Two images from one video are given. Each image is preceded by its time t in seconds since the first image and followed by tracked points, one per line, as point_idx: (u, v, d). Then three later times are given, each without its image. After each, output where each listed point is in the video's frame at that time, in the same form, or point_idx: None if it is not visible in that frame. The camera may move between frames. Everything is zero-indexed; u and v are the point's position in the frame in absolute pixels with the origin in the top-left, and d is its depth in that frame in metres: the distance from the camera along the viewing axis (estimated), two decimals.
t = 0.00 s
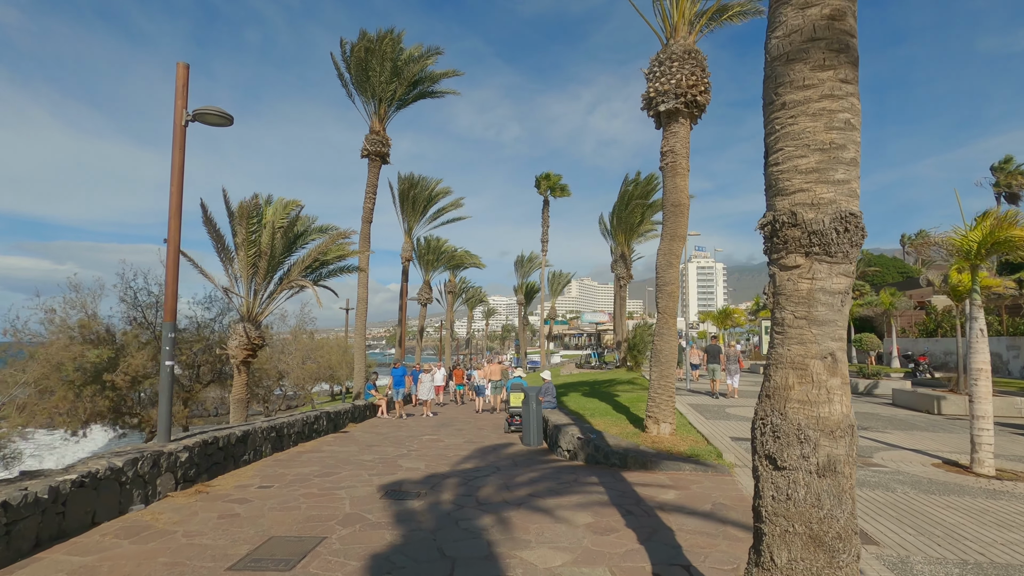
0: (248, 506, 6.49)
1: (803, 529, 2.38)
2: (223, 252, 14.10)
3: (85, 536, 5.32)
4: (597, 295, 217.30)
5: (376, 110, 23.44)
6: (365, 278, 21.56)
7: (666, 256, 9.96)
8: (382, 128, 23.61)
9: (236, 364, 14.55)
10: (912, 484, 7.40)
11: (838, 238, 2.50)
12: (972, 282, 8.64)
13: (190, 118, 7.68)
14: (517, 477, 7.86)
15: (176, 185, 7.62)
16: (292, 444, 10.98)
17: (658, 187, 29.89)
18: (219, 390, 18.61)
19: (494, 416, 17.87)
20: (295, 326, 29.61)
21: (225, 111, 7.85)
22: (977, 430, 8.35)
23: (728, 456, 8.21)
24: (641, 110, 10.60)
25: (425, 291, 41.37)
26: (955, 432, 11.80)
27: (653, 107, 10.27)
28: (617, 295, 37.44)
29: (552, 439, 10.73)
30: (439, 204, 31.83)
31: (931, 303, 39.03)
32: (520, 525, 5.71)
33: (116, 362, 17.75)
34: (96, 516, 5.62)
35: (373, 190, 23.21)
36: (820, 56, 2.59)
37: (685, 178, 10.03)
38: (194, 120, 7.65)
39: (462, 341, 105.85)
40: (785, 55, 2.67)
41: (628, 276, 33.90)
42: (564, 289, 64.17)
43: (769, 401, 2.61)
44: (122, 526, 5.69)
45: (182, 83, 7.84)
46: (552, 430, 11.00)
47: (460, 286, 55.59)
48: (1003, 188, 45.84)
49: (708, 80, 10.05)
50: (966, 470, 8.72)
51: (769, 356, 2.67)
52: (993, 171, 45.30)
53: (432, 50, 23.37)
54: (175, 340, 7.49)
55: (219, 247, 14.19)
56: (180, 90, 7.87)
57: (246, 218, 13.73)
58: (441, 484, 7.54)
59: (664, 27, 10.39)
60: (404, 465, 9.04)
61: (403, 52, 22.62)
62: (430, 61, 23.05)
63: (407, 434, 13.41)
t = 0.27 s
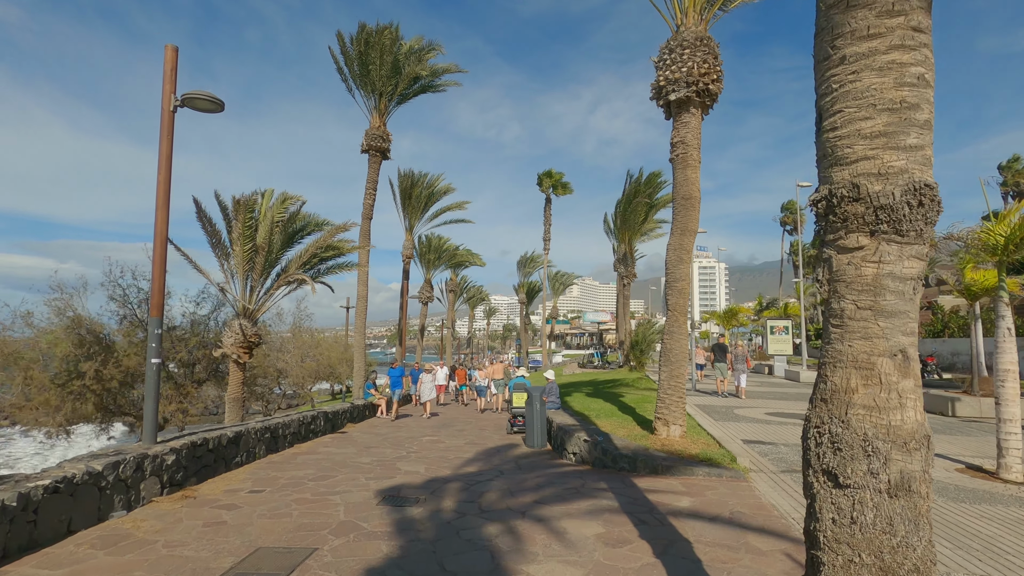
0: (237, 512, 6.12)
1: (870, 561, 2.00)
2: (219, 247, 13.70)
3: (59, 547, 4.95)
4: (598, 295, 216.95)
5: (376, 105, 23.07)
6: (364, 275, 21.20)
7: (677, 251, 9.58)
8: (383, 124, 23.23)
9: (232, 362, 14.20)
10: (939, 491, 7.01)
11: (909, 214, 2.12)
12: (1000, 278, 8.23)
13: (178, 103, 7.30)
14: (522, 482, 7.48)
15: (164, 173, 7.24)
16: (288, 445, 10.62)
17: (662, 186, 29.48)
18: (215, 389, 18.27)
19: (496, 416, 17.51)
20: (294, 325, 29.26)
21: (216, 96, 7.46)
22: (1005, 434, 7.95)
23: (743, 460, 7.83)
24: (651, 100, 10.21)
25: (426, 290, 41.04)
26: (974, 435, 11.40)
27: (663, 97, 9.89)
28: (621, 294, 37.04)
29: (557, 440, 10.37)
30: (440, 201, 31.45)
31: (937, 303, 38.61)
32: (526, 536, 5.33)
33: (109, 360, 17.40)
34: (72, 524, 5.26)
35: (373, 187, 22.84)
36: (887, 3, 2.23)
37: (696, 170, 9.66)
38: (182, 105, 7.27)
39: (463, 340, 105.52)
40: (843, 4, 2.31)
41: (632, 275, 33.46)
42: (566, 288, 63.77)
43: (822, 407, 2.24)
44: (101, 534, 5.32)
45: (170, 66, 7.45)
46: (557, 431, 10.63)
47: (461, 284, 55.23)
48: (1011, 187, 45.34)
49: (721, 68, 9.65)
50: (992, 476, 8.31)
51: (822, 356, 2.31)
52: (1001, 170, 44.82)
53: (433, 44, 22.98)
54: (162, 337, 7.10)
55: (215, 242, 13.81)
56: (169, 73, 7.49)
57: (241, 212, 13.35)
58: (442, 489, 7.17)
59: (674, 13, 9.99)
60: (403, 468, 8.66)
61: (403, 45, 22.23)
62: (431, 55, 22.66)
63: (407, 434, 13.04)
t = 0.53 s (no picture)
0: (224, 527, 5.74)
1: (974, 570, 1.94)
2: (212, 246, 13.29)
3: (26, 568, 4.57)
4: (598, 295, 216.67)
5: (374, 103, 22.69)
6: (362, 275, 20.83)
7: (686, 248, 9.21)
8: (381, 121, 22.84)
9: (226, 365, 13.81)
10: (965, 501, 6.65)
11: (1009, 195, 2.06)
12: None
13: (162, 93, 6.92)
14: (526, 492, 7.11)
15: (147, 167, 6.85)
16: (281, 451, 10.24)
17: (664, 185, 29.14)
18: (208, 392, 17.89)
19: (497, 419, 17.14)
20: (291, 325, 28.87)
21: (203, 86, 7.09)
22: None
23: (757, 468, 7.47)
24: (657, 93, 9.85)
25: (425, 290, 40.67)
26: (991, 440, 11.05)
27: (670, 89, 9.53)
28: (622, 294, 36.68)
29: (561, 446, 10.00)
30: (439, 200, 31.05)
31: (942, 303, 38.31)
32: (533, 554, 4.96)
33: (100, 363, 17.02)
34: (43, 542, 4.89)
35: (372, 185, 22.47)
36: None
37: (706, 164, 9.29)
38: (167, 95, 6.88)
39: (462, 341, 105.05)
40: None
41: (633, 275, 33.07)
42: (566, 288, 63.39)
43: (896, 427, 2.22)
44: (73, 553, 4.94)
45: (154, 54, 7.06)
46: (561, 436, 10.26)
47: (461, 285, 54.85)
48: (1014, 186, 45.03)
49: (731, 58, 9.28)
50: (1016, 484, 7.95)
51: (897, 368, 2.27)
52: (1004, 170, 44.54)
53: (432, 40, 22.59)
54: (146, 340, 6.71)
55: (207, 241, 13.41)
56: (153, 61, 7.09)
57: (234, 210, 12.94)
58: (442, 499, 6.79)
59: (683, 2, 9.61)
60: (402, 476, 8.28)
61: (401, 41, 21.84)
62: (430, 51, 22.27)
63: (406, 439, 12.66)
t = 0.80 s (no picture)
0: (208, 537, 5.36)
1: None
2: (204, 242, 12.89)
3: None
4: (596, 294, 216.45)
5: (371, 97, 22.30)
6: (359, 273, 20.44)
7: (695, 241, 8.85)
8: (378, 116, 22.45)
9: (218, 364, 13.40)
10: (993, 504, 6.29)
11: None
12: None
13: (144, 75, 6.53)
14: (530, 497, 6.74)
15: (129, 154, 6.48)
16: (274, 454, 9.86)
17: (667, 180, 28.88)
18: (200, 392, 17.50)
19: (497, 419, 16.76)
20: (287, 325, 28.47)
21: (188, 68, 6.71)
22: None
23: (772, 471, 7.11)
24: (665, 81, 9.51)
25: (423, 289, 40.27)
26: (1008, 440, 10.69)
27: (678, 76, 9.19)
28: (621, 292, 36.35)
29: (565, 448, 9.63)
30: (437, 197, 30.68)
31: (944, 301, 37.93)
32: (540, 566, 4.59)
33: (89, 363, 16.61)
34: (9, 556, 4.51)
35: (368, 181, 22.08)
36: None
37: (715, 154, 8.94)
38: (149, 77, 6.50)
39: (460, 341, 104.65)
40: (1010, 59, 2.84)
41: (634, 272, 32.69)
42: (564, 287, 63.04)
43: (1004, 435, 2.68)
44: (42, 567, 4.56)
45: (136, 34, 6.67)
46: (565, 438, 9.87)
47: (459, 283, 54.47)
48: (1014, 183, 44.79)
49: (742, 44, 8.92)
50: None
51: (1007, 367, 2.72)
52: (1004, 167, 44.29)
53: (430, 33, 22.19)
54: (127, 338, 6.32)
55: (199, 237, 13.01)
56: (134, 42, 6.71)
57: (226, 205, 12.53)
58: (442, 505, 6.42)
59: None
60: (399, 480, 7.91)
61: (398, 34, 21.45)
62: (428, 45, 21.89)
63: (404, 440, 12.27)
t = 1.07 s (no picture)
0: (193, 552, 4.99)
1: None
2: (198, 240, 12.52)
3: None
4: (597, 293, 216.30)
5: (370, 93, 21.94)
6: (358, 272, 20.08)
7: (708, 236, 8.49)
8: (377, 112, 22.10)
9: (212, 366, 13.05)
10: None
11: None
12: None
13: (128, 59, 6.16)
14: (537, 505, 6.38)
15: (111, 143, 6.11)
16: (269, 459, 9.50)
17: (673, 177, 28.63)
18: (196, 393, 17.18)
19: (499, 421, 16.41)
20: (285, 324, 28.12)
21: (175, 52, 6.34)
22: None
23: (792, 478, 6.74)
24: (675, 70, 9.16)
25: (424, 288, 39.94)
26: None
27: (689, 65, 8.84)
28: (624, 292, 35.99)
29: (572, 452, 9.27)
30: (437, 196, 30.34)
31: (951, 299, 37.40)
32: None
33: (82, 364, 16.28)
34: None
35: (368, 178, 21.73)
36: None
37: (728, 146, 8.59)
38: (132, 62, 6.13)
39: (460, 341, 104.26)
40: None
41: (637, 271, 32.34)
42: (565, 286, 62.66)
43: None
44: None
45: (120, 16, 6.30)
46: (570, 441, 9.53)
47: (459, 283, 54.11)
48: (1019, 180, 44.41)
49: (756, 30, 8.55)
50: None
51: None
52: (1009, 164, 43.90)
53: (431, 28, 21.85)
54: (109, 338, 5.95)
55: (193, 234, 12.63)
56: (118, 24, 6.34)
57: (220, 201, 12.17)
58: (443, 515, 6.04)
59: None
60: (398, 487, 7.55)
61: (398, 29, 21.12)
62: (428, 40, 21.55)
63: (404, 444, 11.90)
